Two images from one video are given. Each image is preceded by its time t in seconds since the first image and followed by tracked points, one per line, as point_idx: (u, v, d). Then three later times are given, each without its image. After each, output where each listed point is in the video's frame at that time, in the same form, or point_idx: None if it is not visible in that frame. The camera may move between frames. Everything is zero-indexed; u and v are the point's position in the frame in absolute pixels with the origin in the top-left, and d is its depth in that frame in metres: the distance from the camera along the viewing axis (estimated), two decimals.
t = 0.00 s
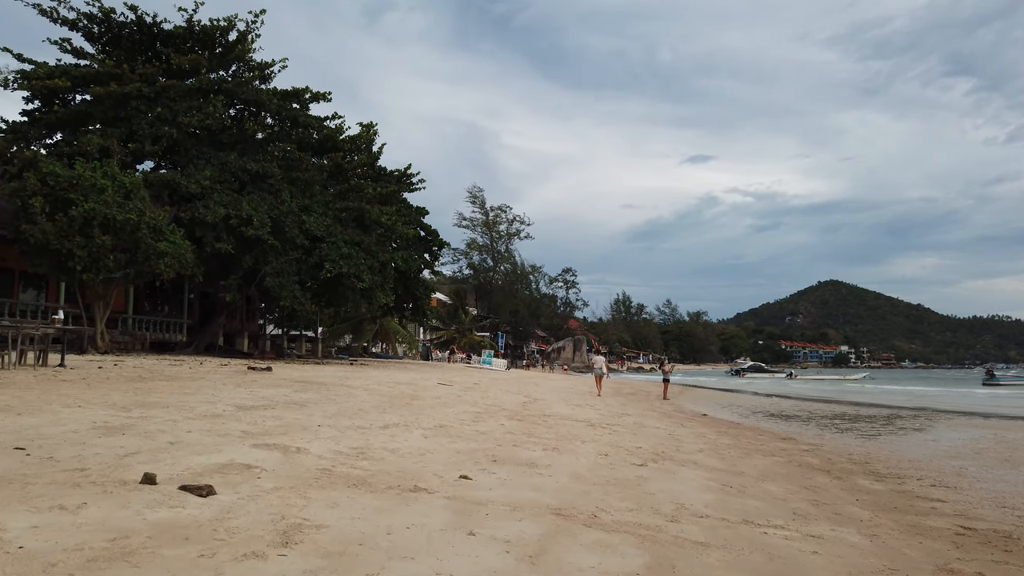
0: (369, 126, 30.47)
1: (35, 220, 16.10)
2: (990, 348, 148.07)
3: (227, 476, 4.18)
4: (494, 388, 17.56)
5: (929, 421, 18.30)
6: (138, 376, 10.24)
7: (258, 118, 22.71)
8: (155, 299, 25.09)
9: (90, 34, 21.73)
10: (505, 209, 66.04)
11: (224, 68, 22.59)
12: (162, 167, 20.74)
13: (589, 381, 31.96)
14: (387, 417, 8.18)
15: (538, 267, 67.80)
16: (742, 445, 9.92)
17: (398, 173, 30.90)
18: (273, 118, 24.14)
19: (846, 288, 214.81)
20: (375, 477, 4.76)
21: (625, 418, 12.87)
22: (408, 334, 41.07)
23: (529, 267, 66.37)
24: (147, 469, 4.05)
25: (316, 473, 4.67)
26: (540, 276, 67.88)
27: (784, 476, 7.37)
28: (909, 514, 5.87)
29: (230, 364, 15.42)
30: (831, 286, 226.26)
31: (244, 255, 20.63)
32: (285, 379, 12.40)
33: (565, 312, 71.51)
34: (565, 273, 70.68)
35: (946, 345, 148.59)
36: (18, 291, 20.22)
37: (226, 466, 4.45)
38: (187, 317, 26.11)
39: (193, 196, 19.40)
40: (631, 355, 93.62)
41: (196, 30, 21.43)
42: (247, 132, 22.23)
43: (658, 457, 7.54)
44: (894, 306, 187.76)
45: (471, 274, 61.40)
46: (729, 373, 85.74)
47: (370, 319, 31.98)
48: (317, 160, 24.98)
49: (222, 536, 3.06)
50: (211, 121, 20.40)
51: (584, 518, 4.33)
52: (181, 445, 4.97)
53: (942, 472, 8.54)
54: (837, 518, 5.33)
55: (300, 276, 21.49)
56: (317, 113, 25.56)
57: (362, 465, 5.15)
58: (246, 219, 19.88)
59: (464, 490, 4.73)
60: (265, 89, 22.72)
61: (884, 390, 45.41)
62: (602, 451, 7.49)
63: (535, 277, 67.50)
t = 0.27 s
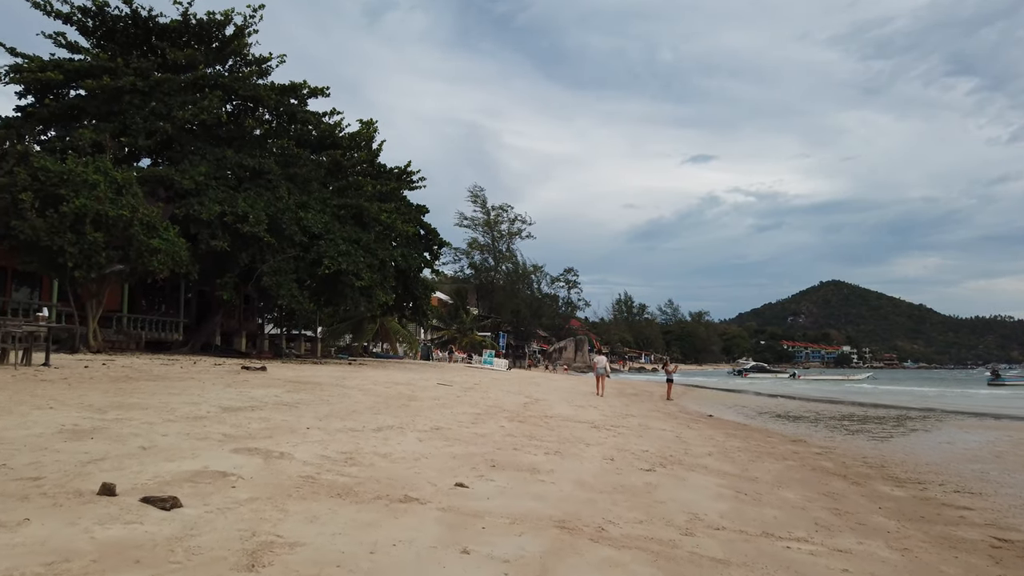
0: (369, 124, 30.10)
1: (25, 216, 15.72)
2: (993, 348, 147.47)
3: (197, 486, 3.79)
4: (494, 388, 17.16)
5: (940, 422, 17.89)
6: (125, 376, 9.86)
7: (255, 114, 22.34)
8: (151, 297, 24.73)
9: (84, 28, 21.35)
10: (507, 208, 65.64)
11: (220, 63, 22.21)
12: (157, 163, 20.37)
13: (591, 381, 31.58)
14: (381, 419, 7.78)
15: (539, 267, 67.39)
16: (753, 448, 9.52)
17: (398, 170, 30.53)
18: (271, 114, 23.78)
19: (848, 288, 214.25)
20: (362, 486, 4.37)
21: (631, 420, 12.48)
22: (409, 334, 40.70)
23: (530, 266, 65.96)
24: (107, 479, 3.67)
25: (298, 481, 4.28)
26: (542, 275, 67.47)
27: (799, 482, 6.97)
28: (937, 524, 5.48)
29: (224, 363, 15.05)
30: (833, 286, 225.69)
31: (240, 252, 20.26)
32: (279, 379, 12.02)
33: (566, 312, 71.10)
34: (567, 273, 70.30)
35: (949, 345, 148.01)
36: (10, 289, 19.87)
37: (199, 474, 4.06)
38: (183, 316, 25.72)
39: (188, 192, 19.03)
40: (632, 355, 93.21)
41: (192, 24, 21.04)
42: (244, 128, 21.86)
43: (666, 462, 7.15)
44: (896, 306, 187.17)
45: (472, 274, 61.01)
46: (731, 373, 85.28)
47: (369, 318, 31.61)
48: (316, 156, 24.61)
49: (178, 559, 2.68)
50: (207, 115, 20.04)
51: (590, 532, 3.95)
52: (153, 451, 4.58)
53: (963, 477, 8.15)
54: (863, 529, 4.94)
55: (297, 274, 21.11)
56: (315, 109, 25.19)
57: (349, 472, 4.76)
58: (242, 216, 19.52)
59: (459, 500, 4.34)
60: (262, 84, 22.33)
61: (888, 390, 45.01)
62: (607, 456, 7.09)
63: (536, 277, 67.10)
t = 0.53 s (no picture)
0: (368, 121, 29.74)
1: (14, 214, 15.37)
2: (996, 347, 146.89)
3: (158, 505, 3.42)
4: (495, 390, 16.80)
5: (949, 423, 17.49)
6: (109, 378, 9.50)
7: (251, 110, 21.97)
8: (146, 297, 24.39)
9: (77, 24, 20.97)
10: (508, 207, 65.28)
11: (216, 59, 21.84)
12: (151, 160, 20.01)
13: (592, 381, 31.22)
14: (373, 424, 7.41)
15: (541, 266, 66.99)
16: (763, 453, 9.14)
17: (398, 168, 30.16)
18: (267, 111, 23.43)
19: (850, 287, 213.71)
20: (344, 501, 3.99)
21: (634, 422, 12.10)
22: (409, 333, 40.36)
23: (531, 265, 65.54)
24: (57, 497, 3.30)
25: (274, 497, 3.91)
26: (543, 275, 67.06)
27: (815, 491, 6.59)
28: (967, 538, 5.10)
29: (217, 364, 14.68)
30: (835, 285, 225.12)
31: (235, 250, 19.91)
32: (271, 381, 11.65)
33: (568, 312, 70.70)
34: (568, 272, 69.90)
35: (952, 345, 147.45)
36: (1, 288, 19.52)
37: (162, 491, 3.69)
38: (179, 315, 25.39)
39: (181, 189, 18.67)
40: (634, 354, 92.81)
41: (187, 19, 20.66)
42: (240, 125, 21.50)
43: (673, 470, 6.77)
44: (898, 305, 186.60)
45: (473, 273, 60.61)
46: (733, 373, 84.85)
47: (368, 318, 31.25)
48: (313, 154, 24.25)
49: None
50: (201, 111, 19.70)
51: (594, 553, 3.57)
52: (118, 463, 4.21)
53: (984, 484, 7.76)
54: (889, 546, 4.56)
55: (294, 273, 20.76)
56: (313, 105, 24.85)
57: (331, 484, 4.39)
58: (236, 214, 19.18)
59: (450, 516, 3.97)
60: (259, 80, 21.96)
61: (892, 390, 44.61)
62: (611, 463, 6.71)
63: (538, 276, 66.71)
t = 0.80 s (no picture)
0: (367, 119, 29.44)
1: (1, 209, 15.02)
2: (999, 346, 146.29)
3: (109, 521, 3.05)
4: (495, 390, 16.43)
5: (959, 423, 17.07)
6: (91, 377, 9.12)
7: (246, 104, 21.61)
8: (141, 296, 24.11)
9: (70, 17, 20.61)
10: (508, 206, 64.89)
11: (212, 54, 21.48)
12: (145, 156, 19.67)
13: (594, 381, 30.84)
14: (364, 426, 7.03)
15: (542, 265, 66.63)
16: (773, 456, 8.76)
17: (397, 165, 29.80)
18: (263, 107, 23.10)
19: (851, 287, 213.32)
20: (322, 514, 3.62)
21: (638, 423, 11.73)
22: (409, 333, 40.02)
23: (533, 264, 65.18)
24: None
25: (245, 509, 3.54)
26: (545, 274, 66.69)
27: (831, 497, 6.22)
28: (1001, 550, 4.72)
29: (210, 364, 14.34)
30: (837, 285, 224.68)
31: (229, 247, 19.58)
32: (262, 381, 11.29)
33: (569, 311, 70.19)
34: (570, 272, 69.57)
35: (954, 344, 147.00)
36: None
37: (118, 504, 3.31)
38: (174, 314, 25.06)
39: (176, 185, 18.35)
40: (635, 354, 92.60)
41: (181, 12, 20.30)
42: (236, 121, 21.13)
43: (681, 475, 6.39)
44: (900, 305, 186.11)
45: (474, 272, 60.24)
46: (736, 372, 84.48)
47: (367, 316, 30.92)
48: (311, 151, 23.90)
49: None
50: (194, 106, 19.38)
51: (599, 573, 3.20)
52: (75, 471, 3.85)
53: (1007, 489, 7.38)
54: (921, 562, 4.18)
55: (289, 270, 20.43)
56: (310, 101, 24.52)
57: (310, 494, 4.01)
58: (231, 210, 18.84)
59: (438, 531, 3.59)
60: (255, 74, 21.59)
61: (897, 390, 44.23)
62: (616, 468, 6.34)
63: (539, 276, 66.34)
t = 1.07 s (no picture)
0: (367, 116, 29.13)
1: None
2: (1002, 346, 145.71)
3: (58, 543, 2.70)
4: (496, 390, 16.08)
5: (971, 425, 16.68)
6: (76, 377, 8.77)
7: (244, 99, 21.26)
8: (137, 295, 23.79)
9: (64, 11, 20.28)
10: (510, 205, 64.53)
11: (209, 48, 21.15)
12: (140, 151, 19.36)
13: (597, 381, 30.48)
14: (358, 429, 6.67)
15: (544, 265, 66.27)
16: (786, 461, 8.39)
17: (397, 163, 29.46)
18: (262, 103, 22.78)
19: (854, 287, 212.81)
20: (303, 531, 3.27)
21: (644, 425, 11.36)
22: (410, 332, 39.69)
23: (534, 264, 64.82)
24: None
25: (216, 525, 3.18)
26: (546, 274, 66.32)
27: (854, 506, 5.85)
28: None
29: (204, 364, 14.01)
30: (839, 285, 224.09)
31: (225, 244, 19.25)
32: (256, 381, 10.94)
33: (571, 311, 69.65)
34: (571, 271, 69.22)
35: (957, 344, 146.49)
36: None
37: (71, 522, 2.96)
38: (171, 313, 24.76)
39: (171, 180, 18.02)
40: (636, 353, 92.31)
41: (178, 6, 19.96)
42: (233, 116, 20.79)
43: (693, 482, 6.03)
44: (903, 305, 185.58)
45: (475, 272, 59.86)
46: (738, 372, 84.08)
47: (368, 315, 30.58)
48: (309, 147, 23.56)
49: None
50: (190, 101, 19.06)
51: None
52: (34, 482, 3.50)
53: None
54: None
55: (287, 268, 20.10)
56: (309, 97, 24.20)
57: (292, 506, 3.66)
58: (228, 205, 18.50)
59: (432, 549, 3.23)
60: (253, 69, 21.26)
61: (902, 390, 43.84)
62: (624, 474, 5.98)
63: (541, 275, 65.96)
